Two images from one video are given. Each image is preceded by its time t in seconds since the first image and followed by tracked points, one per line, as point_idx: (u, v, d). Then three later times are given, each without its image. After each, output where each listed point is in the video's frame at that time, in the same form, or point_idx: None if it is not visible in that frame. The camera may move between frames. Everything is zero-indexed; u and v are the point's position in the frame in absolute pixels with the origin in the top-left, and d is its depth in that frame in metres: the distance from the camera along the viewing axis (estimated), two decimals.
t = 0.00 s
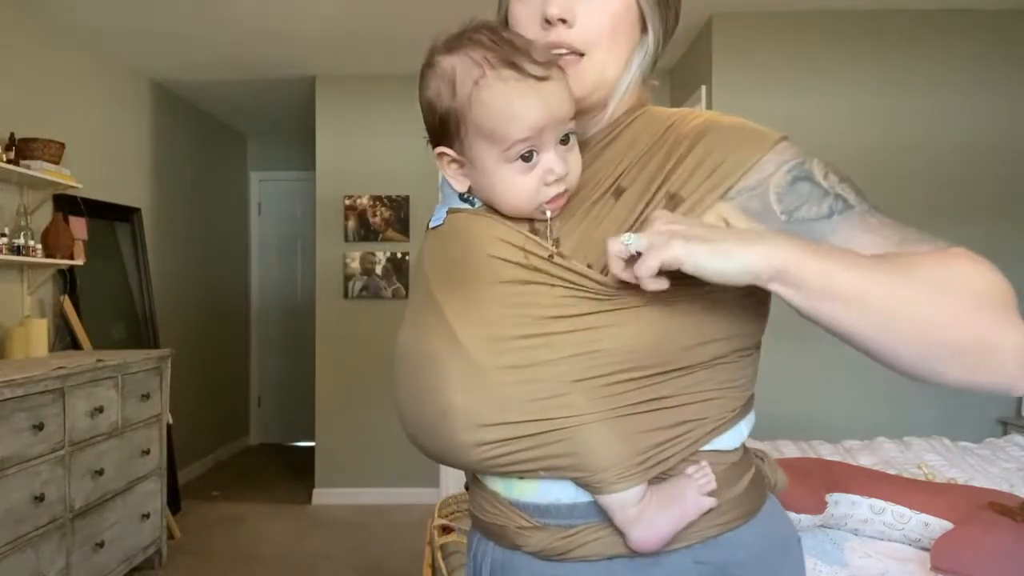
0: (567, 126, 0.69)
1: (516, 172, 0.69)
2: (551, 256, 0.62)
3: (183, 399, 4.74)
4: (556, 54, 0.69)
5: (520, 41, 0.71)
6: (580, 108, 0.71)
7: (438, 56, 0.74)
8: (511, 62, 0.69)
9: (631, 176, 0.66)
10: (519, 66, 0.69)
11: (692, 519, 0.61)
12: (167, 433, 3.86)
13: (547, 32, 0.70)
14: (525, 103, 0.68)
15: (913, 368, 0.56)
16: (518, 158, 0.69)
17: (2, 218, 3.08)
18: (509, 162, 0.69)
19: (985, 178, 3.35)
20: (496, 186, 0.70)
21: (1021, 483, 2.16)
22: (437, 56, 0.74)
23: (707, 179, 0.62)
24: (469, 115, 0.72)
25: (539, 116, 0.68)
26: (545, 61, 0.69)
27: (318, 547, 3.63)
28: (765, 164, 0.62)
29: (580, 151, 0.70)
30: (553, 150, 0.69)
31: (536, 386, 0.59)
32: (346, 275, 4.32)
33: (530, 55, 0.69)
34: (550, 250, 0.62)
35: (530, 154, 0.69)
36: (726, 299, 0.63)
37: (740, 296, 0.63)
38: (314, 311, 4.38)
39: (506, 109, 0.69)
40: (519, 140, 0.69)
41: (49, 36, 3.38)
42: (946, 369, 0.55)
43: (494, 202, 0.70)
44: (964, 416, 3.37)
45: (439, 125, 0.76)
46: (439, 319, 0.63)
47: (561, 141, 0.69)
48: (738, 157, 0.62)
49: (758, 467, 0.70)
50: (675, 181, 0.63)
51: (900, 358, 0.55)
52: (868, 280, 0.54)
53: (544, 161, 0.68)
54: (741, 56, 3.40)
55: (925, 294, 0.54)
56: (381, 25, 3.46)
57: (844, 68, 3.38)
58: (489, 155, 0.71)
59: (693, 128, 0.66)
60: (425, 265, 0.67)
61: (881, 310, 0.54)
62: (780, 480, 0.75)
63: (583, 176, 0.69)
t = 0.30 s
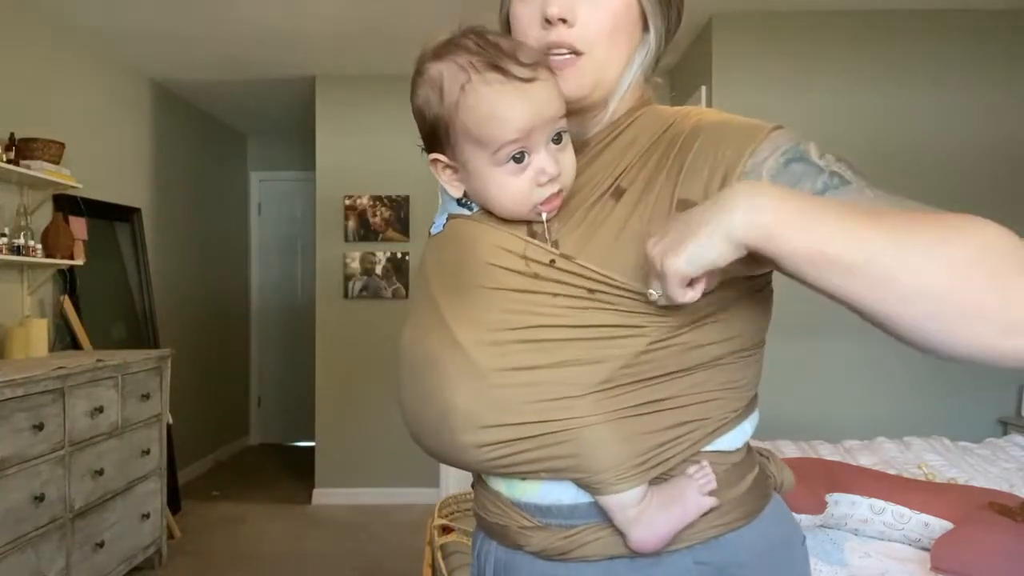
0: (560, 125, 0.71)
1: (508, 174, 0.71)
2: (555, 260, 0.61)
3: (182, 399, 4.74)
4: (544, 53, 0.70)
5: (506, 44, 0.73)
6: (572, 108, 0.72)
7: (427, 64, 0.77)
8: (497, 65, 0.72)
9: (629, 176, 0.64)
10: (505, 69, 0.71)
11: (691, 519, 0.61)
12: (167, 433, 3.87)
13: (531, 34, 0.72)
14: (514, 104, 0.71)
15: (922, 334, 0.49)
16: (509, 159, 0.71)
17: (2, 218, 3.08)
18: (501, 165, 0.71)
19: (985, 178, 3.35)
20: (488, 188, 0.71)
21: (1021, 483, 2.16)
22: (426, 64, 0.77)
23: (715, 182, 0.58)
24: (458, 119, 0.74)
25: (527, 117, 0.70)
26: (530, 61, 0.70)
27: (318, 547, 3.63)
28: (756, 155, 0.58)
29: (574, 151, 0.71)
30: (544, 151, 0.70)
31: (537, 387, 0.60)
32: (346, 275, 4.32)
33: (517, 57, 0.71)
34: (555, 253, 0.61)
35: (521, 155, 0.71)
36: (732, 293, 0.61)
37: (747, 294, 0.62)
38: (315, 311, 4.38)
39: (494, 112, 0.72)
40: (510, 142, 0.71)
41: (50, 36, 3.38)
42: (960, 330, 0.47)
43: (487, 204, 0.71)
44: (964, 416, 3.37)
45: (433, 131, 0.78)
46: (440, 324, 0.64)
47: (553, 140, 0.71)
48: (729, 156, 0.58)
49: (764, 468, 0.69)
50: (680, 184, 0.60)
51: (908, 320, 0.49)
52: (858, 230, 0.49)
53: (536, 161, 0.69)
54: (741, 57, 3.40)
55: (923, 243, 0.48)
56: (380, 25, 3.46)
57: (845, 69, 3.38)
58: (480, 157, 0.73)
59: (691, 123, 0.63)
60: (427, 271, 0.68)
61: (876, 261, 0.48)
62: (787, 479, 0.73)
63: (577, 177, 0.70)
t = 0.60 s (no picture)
0: (551, 117, 0.73)
1: (497, 161, 0.73)
2: (545, 244, 0.66)
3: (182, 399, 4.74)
4: (547, 53, 0.74)
5: (507, 38, 0.76)
6: (566, 108, 0.75)
7: (429, 53, 0.80)
8: (494, 55, 0.75)
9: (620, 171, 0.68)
10: (502, 59, 0.74)
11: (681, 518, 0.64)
12: (167, 433, 3.87)
13: (533, 33, 0.75)
14: (507, 92, 0.73)
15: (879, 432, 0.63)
16: (498, 147, 0.74)
17: (2, 218, 3.08)
18: (491, 152, 0.74)
19: (985, 177, 3.35)
20: (479, 175, 0.74)
21: (1021, 483, 2.15)
22: (428, 53, 0.80)
23: (716, 181, 0.64)
24: (451, 103, 0.77)
25: (519, 106, 0.73)
26: (528, 56, 0.74)
27: (318, 547, 3.63)
28: (753, 166, 0.64)
29: (564, 144, 0.73)
30: (533, 141, 0.73)
31: (527, 382, 0.64)
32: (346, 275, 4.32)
33: (516, 52, 0.74)
34: (544, 237, 0.66)
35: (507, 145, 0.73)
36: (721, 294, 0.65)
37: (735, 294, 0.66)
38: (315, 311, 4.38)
39: (486, 98, 0.74)
40: (501, 131, 0.74)
41: (51, 37, 3.39)
42: (907, 436, 0.61)
43: (479, 192, 0.74)
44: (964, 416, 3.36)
45: (428, 116, 0.81)
46: (436, 320, 0.68)
47: (544, 133, 0.73)
48: (731, 158, 0.65)
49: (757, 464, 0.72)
50: (674, 180, 0.65)
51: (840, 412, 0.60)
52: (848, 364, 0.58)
53: (525, 150, 0.72)
54: (740, 56, 3.40)
55: (899, 378, 0.59)
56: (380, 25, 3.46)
57: (845, 69, 3.38)
58: (471, 143, 0.75)
59: (685, 127, 0.68)
60: (421, 274, 0.72)
61: (860, 396, 0.59)
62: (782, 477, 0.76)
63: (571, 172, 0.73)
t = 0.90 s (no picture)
0: (517, 116, 0.79)
1: (463, 158, 0.79)
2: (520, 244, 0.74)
3: (183, 399, 4.74)
4: (520, 60, 0.80)
5: (472, 41, 0.82)
6: (537, 112, 0.80)
7: (397, 57, 0.86)
8: (459, 57, 0.81)
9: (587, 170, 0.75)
10: (467, 60, 0.80)
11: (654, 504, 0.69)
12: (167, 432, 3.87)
13: (500, 39, 0.81)
14: (475, 93, 0.79)
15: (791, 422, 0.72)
16: (463, 144, 0.80)
17: (2, 218, 3.08)
18: (457, 149, 0.80)
19: (985, 177, 3.34)
20: (446, 170, 0.80)
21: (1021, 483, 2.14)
22: (396, 56, 0.86)
23: (680, 181, 0.70)
24: (418, 104, 0.83)
25: (482, 105, 0.79)
26: (492, 59, 0.80)
27: (318, 548, 3.63)
28: (713, 172, 0.71)
29: (528, 142, 0.79)
30: (497, 139, 0.79)
31: (510, 375, 0.67)
32: (346, 275, 4.33)
33: (482, 56, 0.80)
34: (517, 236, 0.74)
35: (472, 141, 0.79)
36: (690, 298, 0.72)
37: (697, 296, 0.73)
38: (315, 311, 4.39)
39: (452, 98, 0.80)
40: (465, 128, 0.80)
41: (51, 37, 3.39)
42: (794, 421, 0.70)
43: (449, 188, 0.80)
44: (964, 416, 3.36)
45: (397, 115, 0.86)
46: (416, 317, 0.71)
47: (509, 131, 0.79)
48: (696, 162, 0.71)
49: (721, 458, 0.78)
50: (644, 180, 0.71)
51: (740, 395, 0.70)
52: (766, 362, 0.66)
53: (490, 147, 0.78)
54: (739, 55, 3.40)
55: (812, 379, 0.67)
56: (380, 25, 3.47)
57: (844, 68, 3.37)
58: (438, 140, 0.81)
59: (649, 131, 0.75)
60: (394, 275, 0.75)
61: (773, 391, 0.68)
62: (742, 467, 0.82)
63: (537, 173, 0.80)
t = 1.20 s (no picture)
0: (469, 118, 0.83)
1: (418, 158, 0.83)
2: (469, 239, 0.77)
3: (182, 399, 4.74)
4: (475, 69, 0.83)
5: (431, 47, 0.85)
6: (490, 118, 0.83)
7: (360, 58, 0.88)
8: (416, 61, 0.84)
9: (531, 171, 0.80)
10: (423, 65, 0.83)
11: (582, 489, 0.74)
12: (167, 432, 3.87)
13: (454, 47, 0.85)
14: (431, 96, 0.82)
15: (705, 415, 0.78)
16: (418, 144, 0.83)
17: (2, 218, 3.08)
18: (413, 148, 0.83)
19: (986, 175, 3.34)
20: (403, 169, 0.83)
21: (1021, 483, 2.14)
22: (359, 58, 0.88)
23: (623, 192, 0.75)
24: (378, 104, 0.86)
25: (438, 108, 0.82)
26: (447, 65, 0.83)
27: (317, 548, 3.63)
28: (651, 183, 0.76)
29: (481, 144, 0.83)
30: (451, 141, 0.82)
31: (456, 364, 0.71)
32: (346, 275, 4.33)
33: (438, 62, 0.83)
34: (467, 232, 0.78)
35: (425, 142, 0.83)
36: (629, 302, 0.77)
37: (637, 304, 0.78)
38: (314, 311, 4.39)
39: (408, 101, 0.83)
40: (421, 129, 0.83)
41: (51, 37, 3.39)
42: (708, 415, 0.77)
43: (405, 186, 0.83)
44: (965, 416, 3.36)
45: (358, 116, 0.89)
46: (371, 307, 0.74)
47: (463, 133, 0.82)
48: (636, 175, 0.76)
49: (649, 448, 0.83)
50: (589, 188, 0.76)
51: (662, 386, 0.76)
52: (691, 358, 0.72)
53: (443, 147, 0.82)
54: (740, 55, 3.39)
55: (729, 378, 0.73)
56: (380, 25, 3.46)
57: (844, 68, 3.37)
58: (395, 140, 0.85)
59: (597, 142, 0.79)
60: (351, 266, 0.78)
61: (692, 386, 0.74)
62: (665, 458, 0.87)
63: (489, 175, 0.84)
